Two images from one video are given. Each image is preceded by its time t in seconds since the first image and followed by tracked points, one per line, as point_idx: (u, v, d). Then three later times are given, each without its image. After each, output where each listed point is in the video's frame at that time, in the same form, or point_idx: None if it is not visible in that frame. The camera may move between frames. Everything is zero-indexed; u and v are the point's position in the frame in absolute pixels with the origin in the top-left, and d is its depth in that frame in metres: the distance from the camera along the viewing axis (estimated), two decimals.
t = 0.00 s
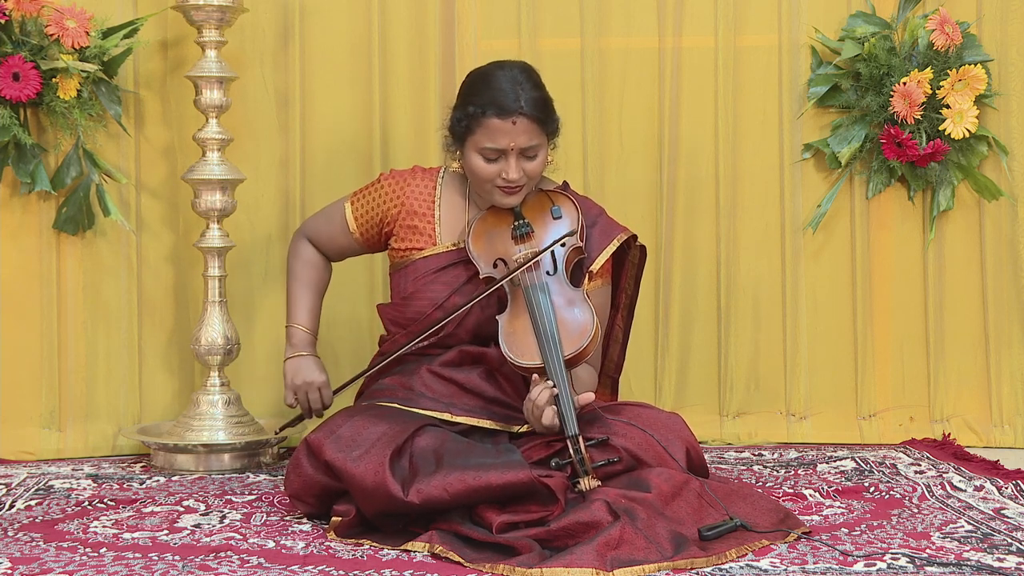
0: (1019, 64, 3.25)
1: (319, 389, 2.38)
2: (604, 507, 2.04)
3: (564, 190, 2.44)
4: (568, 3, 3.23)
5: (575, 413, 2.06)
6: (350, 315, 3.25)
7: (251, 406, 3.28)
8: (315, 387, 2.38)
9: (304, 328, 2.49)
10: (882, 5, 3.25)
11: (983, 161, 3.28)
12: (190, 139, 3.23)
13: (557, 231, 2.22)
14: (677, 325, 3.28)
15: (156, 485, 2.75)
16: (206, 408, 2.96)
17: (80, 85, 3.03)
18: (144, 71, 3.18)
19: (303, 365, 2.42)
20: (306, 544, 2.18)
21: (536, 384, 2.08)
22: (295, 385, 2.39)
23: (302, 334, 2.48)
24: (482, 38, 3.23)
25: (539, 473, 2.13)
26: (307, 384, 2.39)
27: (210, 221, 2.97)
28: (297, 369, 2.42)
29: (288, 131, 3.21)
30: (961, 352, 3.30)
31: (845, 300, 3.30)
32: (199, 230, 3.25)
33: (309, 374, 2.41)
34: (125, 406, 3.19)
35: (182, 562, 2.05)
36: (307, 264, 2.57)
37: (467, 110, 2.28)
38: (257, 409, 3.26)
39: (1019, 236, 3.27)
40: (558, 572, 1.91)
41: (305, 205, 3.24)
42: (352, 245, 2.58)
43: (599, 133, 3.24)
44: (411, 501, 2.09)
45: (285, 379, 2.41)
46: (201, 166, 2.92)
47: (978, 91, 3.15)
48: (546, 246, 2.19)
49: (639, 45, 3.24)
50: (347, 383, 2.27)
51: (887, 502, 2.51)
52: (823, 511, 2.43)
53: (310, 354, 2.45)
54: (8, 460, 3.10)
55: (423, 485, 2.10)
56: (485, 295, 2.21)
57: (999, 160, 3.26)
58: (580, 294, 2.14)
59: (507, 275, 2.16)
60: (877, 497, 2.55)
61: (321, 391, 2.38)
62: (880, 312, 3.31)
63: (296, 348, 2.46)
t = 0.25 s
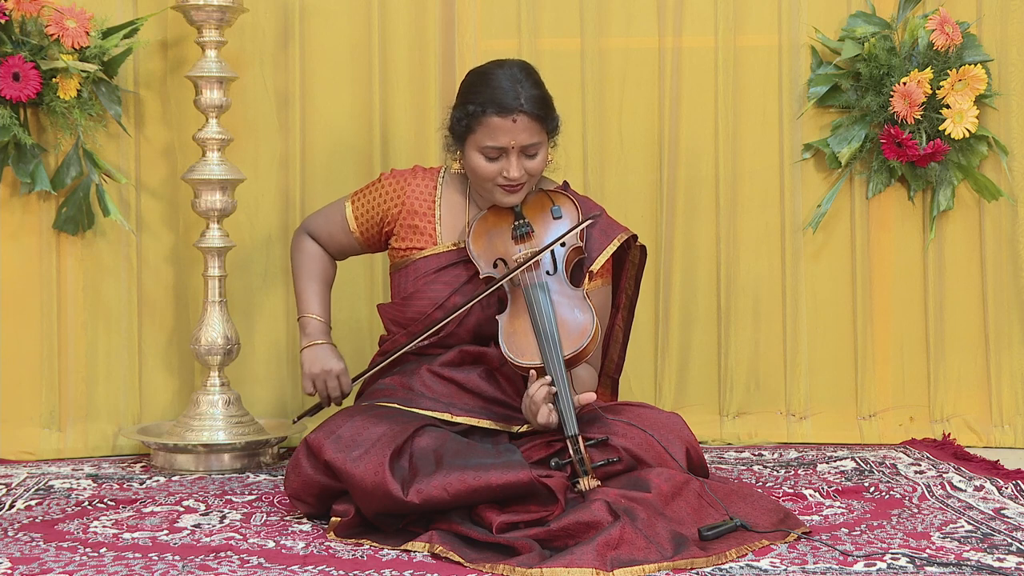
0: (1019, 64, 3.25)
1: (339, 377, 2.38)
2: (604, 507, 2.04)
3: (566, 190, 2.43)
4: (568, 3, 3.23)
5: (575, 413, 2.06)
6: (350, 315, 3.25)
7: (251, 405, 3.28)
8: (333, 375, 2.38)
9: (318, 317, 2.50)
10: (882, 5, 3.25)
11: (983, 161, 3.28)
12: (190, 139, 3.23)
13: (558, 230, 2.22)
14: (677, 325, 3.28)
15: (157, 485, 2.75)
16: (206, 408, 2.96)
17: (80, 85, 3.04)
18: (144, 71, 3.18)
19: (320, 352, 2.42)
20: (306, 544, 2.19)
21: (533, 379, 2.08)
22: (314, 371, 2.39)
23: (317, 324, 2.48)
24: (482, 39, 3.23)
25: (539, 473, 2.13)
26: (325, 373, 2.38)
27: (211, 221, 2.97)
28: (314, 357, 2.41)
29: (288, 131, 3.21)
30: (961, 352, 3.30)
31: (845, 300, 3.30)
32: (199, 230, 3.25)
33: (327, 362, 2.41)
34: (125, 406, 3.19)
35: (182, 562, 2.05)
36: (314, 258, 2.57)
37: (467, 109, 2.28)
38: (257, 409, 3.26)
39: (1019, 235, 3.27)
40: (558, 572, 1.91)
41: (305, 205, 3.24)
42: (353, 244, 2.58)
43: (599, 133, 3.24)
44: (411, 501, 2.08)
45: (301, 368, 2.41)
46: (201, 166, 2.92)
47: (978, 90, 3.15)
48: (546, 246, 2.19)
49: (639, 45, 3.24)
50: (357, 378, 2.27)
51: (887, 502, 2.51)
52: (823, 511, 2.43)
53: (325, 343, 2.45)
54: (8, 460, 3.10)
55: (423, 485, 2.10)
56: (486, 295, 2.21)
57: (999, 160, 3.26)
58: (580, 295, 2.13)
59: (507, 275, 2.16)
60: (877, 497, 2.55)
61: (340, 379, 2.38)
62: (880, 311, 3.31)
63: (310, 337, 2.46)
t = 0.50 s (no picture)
0: (1019, 64, 3.25)
1: (395, 345, 2.26)
2: (604, 507, 2.04)
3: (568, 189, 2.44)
4: (568, 2, 3.23)
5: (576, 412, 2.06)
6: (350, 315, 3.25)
7: (252, 405, 3.27)
8: (389, 343, 2.26)
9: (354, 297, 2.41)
10: (882, 5, 3.25)
11: (983, 161, 3.28)
12: (190, 139, 3.23)
13: (562, 230, 2.22)
14: (677, 325, 3.28)
15: (156, 485, 2.75)
16: (206, 408, 2.96)
17: (80, 85, 3.04)
18: (144, 71, 3.18)
19: (371, 325, 2.29)
20: (306, 544, 2.19)
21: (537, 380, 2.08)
22: (370, 343, 2.26)
23: (355, 303, 2.38)
24: (482, 39, 3.23)
25: (539, 473, 2.13)
26: (382, 342, 2.26)
27: (211, 221, 2.97)
28: (366, 329, 2.29)
29: (288, 131, 3.21)
30: (961, 352, 3.30)
31: (844, 300, 3.30)
32: (199, 230, 3.25)
33: (381, 332, 2.28)
34: (125, 406, 3.19)
35: (182, 562, 2.05)
36: (323, 257, 2.50)
37: (466, 107, 2.28)
38: (257, 409, 3.26)
39: (1019, 235, 3.27)
40: (558, 572, 1.91)
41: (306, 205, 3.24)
42: (356, 248, 2.54)
43: (599, 133, 3.24)
44: (412, 501, 2.08)
45: (354, 343, 2.27)
46: (201, 166, 2.92)
47: (978, 90, 3.15)
48: (550, 245, 2.20)
49: (639, 45, 3.24)
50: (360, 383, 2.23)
51: (887, 502, 2.51)
52: (823, 511, 2.43)
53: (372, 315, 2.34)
54: (8, 460, 3.10)
55: (423, 486, 2.10)
56: (488, 294, 2.20)
57: (999, 160, 3.26)
58: (583, 296, 2.14)
59: (511, 274, 2.16)
60: (878, 497, 2.55)
61: (398, 347, 2.26)
62: (880, 311, 3.31)
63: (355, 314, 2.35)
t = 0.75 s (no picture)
0: (1019, 64, 3.25)
1: (392, 337, 2.24)
2: (604, 507, 2.04)
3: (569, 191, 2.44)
4: (568, 2, 3.23)
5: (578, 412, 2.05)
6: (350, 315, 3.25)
7: (252, 405, 3.27)
8: (386, 335, 2.24)
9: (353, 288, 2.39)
10: (882, 5, 3.25)
11: (983, 161, 3.28)
12: (190, 139, 3.23)
13: (564, 231, 2.22)
14: (677, 325, 3.29)
15: (156, 485, 2.75)
16: (206, 408, 2.96)
17: (80, 85, 3.04)
18: (144, 71, 3.18)
19: (368, 315, 2.28)
20: (306, 544, 2.19)
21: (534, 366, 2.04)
22: (367, 334, 2.23)
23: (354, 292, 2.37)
24: (482, 39, 3.23)
25: (539, 474, 2.13)
26: (378, 333, 2.24)
27: (211, 221, 2.97)
28: (363, 319, 2.27)
29: (288, 131, 3.21)
30: (961, 352, 3.30)
31: (844, 300, 3.30)
32: (199, 230, 3.25)
33: (378, 323, 2.26)
34: (125, 406, 3.19)
35: (182, 562, 2.05)
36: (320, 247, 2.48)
37: (479, 111, 2.27)
38: (257, 409, 3.26)
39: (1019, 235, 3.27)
40: (558, 572, 1.92)
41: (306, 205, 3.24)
42: (354, 244, 2.54)
43: (599, 133, 3.24)
44: (412, 502, 2.08)
45: (350, 331, 2.25)
46: (201, 166, 2.92)
47: (978, 90, 3.15)
48: (551, 246, 2.20)
49: (638, 45, 3.24)
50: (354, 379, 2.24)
51: (887, 502, 2.51)
52: (823, 512, 2.43)
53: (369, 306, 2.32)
54: (8, 460, 3.10)
55: (423, 487, 2.10)
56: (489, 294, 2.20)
57: (999, 160, 3.26)
58: (585, 296, 2.14)
59: (513, 274, 2.16)
60: (878, 498, 2.55)
61: (394, 340, 2.24)
62: (880, 311, 3.31)
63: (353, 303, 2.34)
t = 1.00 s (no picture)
0: (1019, 64, 3.25)
1: (361, 350, 2.33)
2: (604, 507, 2.04)
3: (560, 189, 2.44)
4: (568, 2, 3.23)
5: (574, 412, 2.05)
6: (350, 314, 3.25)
7: (251, 405, 3.28)
8: (357, 349, 2.34)
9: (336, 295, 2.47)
10: (882, 5, 3.25)
11: (983, 161, 3.28)
12: (190, 139, 3.23)
13: (554, 230, 2.22)
14: (677, 325, 3.29)
15: (157, 485, 2.75)
16: (206, 408, 2.96)
17: (80, 85, 3.04)
18: (144, 71, 3.18)
19: (344, 326, 2.37)
20: (306, 544, 2.19)
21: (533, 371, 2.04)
22: (337, 346, 2.34)
23: (336, 300, 2.45)
24: (482, 39, 3.23)
25: (540, 473, 2.14)
26: (349, 346, 2.34)
27: (210, 221, 2.97)
28: (337, 331, 2.37)
29: (288, 131, 3.21)
30: (960, 352, 3.30)
31: (844, 300, 3.30)
32: (199, 230, 3.25)
33: (349, 336, 2.36)
34: (125, 406, 3.19)
35: (182, 562, 2.05)
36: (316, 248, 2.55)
37: (462, 115, 2.28)
38: (257, 409, 3.26)
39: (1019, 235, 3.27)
40: (558, 572, 1.92)
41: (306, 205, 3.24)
42: (349, 242, 2.57)
43: (599, 133, 3.24)
44: (413, 499, 2.09)
45: (325, 341, 2.36)
46: (201, 166, 2.92)
47: (978, 90, 3.15)
48: (543, 247, 2.19)
49: (639, 45, 3.24)
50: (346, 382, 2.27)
51: (887, 502, 2.51)
52: (823, 511, 2.43)
53: (347, 316, 2.41)
54: (8, 460, 3.10)
55: (424, 484, 2.10)
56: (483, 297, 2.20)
57: (999, 160, 3.26)
58: (578, 293, 2.14)
59: (505, 277, 2.16)
60: (877, 497, 2.55)
61: (363, 354, 2.34)
62: (880, 312, 3.31)
63: (332, 312, 2.42)
